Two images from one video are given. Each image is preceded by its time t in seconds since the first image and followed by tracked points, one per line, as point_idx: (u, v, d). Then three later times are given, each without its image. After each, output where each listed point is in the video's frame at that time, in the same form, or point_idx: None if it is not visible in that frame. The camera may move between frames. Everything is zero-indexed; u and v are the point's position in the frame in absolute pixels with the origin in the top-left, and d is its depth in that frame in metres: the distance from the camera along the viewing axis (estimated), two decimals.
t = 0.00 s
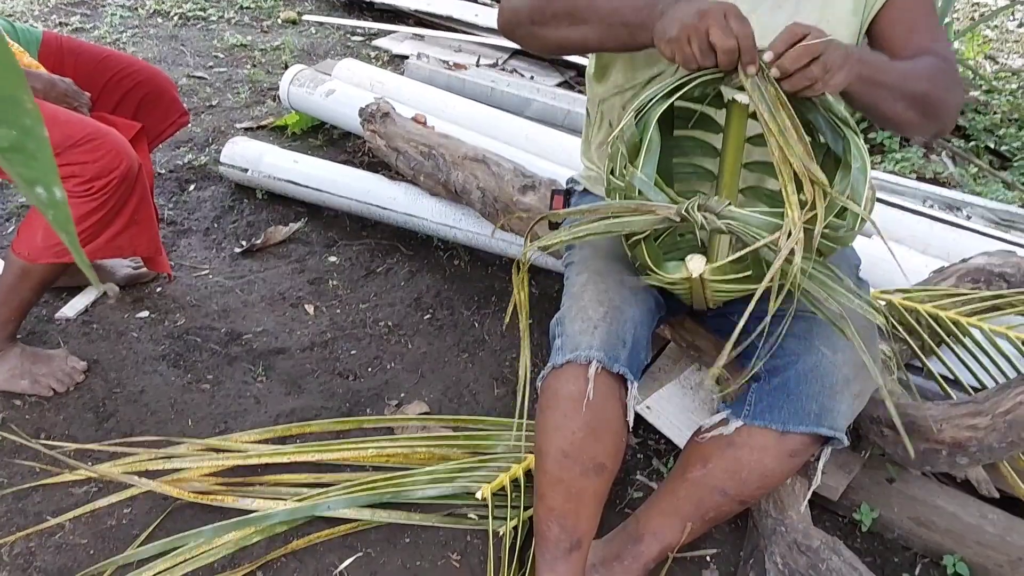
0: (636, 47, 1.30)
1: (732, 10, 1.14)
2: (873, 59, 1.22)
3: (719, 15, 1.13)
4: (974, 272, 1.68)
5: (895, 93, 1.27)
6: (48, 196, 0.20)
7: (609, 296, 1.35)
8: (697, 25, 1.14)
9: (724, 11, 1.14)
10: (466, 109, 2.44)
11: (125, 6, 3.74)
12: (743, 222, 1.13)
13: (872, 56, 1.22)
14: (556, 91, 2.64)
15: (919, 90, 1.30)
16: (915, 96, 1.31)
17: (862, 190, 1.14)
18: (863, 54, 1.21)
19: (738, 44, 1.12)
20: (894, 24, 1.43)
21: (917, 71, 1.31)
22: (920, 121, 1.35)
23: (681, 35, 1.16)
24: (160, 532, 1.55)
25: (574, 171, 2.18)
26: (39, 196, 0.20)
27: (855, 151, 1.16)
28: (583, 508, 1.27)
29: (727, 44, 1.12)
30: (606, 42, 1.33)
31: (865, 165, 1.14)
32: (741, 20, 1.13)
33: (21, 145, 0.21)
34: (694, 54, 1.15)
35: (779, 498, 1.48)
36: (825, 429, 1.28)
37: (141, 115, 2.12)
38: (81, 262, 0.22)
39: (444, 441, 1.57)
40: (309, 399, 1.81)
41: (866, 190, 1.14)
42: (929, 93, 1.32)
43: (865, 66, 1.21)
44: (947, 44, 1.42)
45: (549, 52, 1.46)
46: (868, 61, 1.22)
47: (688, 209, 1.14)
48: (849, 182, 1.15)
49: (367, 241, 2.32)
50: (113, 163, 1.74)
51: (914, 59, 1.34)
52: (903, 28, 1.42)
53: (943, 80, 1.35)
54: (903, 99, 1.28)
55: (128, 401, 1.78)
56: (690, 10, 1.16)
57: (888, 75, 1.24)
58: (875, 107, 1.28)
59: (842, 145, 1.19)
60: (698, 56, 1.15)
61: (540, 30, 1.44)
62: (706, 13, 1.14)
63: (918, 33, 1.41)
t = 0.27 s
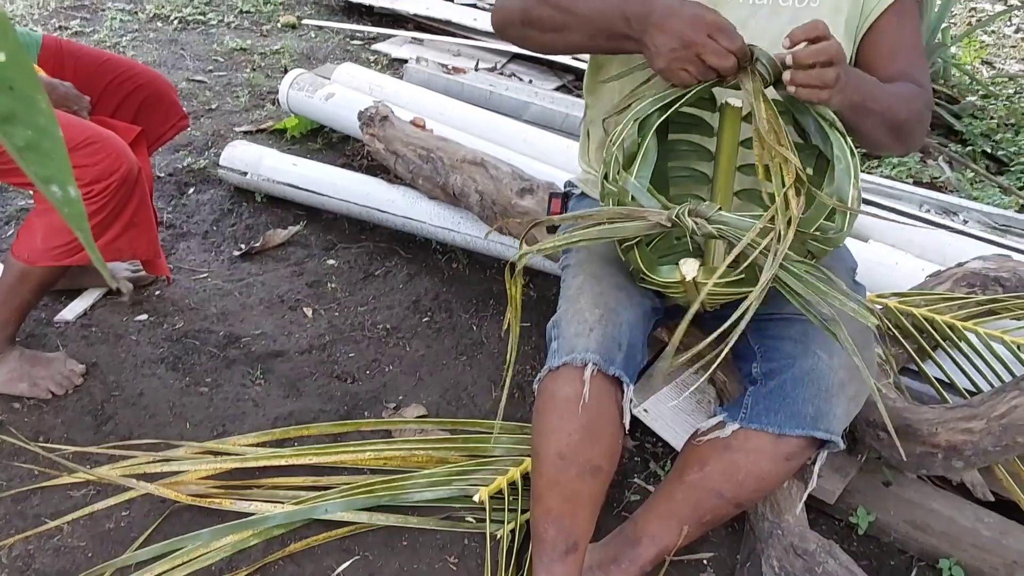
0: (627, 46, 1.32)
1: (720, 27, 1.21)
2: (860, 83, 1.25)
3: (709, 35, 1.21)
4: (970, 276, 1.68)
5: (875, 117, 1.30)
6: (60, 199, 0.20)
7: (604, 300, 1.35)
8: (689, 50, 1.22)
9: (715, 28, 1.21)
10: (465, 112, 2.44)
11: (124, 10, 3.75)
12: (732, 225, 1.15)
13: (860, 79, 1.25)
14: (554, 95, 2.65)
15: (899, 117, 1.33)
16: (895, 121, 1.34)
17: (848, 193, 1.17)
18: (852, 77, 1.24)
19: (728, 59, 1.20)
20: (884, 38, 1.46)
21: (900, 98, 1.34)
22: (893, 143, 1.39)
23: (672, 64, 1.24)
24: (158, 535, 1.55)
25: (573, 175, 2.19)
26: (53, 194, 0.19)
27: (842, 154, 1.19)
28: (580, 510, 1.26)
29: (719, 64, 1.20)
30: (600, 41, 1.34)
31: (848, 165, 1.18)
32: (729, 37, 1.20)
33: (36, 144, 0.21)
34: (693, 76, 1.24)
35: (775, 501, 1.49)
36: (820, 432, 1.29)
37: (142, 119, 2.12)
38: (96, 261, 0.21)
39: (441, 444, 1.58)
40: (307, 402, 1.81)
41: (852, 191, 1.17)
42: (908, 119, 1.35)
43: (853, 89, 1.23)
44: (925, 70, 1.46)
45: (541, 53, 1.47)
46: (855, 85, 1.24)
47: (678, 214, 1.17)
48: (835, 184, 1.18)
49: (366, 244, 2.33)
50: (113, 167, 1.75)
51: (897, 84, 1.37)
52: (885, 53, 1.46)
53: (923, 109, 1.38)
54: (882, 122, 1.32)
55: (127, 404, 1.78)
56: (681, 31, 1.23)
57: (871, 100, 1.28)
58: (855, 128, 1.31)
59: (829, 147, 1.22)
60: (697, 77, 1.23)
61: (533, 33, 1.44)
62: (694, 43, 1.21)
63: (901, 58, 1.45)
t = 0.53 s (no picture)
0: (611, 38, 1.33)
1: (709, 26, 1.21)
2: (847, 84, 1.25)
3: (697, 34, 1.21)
4: (966, 277, 1.68)
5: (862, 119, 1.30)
6: (31, 200, 0.23)
7: (600, 301, 1.35)
8: (677, 47, 1.22)
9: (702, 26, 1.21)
10: (461, 114, 2.44)
11: (121, 12, 3.75)
12: (729, 222, 1.15)
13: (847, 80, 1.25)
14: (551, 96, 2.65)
15: (887, 120, 1.33)
16: (883, 123, 1.33)
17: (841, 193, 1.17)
18: (840, 78, 1.24)
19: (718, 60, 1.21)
20: (880, 40, 1.45)
21: (888, 100, 1.34)
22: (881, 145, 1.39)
23: (659, 60, 1.24)
24: (153, 538, 1.55)
25: (569, 176, 2.19)
26: (25, 196, 0.23)
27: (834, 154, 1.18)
28: (576, 512, 1.25)
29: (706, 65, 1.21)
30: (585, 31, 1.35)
31: (841, 165, 1.17)
32: (716, 36, 1.21)
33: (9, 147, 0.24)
34: (679, 74, 1.24)
35: (771, 503, 1.49)
36: (817, 433, 1.28)
37: (138, 120, 2.11)
38: (67, 261, 0.25)
39: (436, 446, 1.57)
40: (303, 404, 1.81)
41: (846, 191, 1.17)
42: (896, 122, 1.35)
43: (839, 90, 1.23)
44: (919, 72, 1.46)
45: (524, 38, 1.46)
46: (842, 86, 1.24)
47: (677, 211, 1.16)
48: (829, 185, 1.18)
49: (362, 246, 2.32)
50: (108, 169, 1.75)
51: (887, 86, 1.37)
52: (879, 54, 1.45)
53: (912, 112, 1.38)
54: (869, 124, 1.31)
55: (122, 407, 1.78)
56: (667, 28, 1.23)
57: (859, 103, 1.27)
58: (841, 130, 1.31)
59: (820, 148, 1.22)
60: (683, 75, 1.24)
61: (518, 17, 1.43)
62: (682, 38, 1.21)
63: (896, 60, 1.44)
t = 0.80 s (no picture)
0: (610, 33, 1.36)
1: (698, 22, 1.22)
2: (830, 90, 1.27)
3: (685, 26, 1.22)
4: (957, 280, 1.69)
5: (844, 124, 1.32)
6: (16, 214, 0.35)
7: (591, 305, 1.36)
8: (663, 35, 1.23)
9: (690, 19, 1.22)
10: (457, 119, 2.45)
11: (119, 18, 3.77)
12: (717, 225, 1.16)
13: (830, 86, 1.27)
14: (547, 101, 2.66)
15: (871, 124, 1.35)
16: (867, 129, 1.35)
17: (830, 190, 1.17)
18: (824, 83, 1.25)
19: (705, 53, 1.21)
20: (871, 45, 1.46)
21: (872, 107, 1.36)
22: (866, 151, 1.40)
23: (646, 48, 1.25)
24: (147, 542, 1.56)
25: (564, 180, 2.20)
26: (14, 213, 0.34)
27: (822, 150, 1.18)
28: (568, 516, 1.26)
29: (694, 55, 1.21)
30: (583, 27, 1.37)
31: (829, 161, 1.16)
32: (705, 31, 1.22)
33: None
34: (662, 65, 1.25)
35: (763, 506, 1.49)
36: (807, 436, 1.29)
37: (135, 126, 2.13)
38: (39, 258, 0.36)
39: (431, 450, 1.58)
40: (297, 409, 1.82)
41: (833, 188, 1.17)
42: (881, 128, 1.37)
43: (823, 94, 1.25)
44: (908, 77, 1.47)
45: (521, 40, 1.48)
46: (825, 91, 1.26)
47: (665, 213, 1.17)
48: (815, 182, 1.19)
49: (358, 250, 2.33)
50: (103, 174, 1.77)
51: (874, 92, 1.38)
52: (868, 60, 1.47)
53: (899, 119, 1.39)
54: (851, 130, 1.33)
55: (118, 411, 1.79)
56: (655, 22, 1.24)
57: (841, 107, 1.29)
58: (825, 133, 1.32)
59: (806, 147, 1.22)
60: (665, 66, 1.24)
61: (513, 19, 1.45)
62: (669, 28, 1.22)
63: (887, 66, 1.46)
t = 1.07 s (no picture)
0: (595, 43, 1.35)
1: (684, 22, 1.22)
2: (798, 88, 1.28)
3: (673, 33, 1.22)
4: (955, 280, 1.68)
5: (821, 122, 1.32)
6: None
7: (584, 306, 1.34)
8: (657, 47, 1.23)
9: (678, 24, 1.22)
10: (450, 119, 2.44)
11: (109, 20, 3.74)
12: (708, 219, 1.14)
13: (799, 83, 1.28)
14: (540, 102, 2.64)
15: (855, 125, 1.34)
16: (850, 130, 1.34)
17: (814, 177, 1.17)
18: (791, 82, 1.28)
19: (691, 64, 1.23)
20: (865, 44, 1.45)
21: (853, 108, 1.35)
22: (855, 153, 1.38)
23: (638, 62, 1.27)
24: (135, 549, 1.53)
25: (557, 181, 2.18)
26: None
27: (804, 137, 1.18)
28: (561, 520, 1.24)
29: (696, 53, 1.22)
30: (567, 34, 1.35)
31: (813, 148, 1.17)
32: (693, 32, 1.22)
33: None
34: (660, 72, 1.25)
35: (760, 509, 1.46)
36: (803, 438, 1.27)
37: (122, 127, 2.10)
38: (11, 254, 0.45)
39: (424, 454, 1.56)
40: (288, 413, 1.80)
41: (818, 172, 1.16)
42: (865, 128, 1.35)
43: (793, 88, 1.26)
44: (900, 76, 1.45)
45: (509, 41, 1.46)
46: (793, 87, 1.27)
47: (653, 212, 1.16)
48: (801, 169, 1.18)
49: (350, 252, 2.31)
50: (90, 176, 1.74)
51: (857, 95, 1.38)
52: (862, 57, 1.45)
53: (886, 119, 1.37)
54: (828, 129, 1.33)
55: (105, 416, 1.76)
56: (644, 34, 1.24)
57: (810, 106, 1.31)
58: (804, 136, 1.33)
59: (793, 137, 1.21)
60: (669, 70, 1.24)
61: (500, 22, 1.43)
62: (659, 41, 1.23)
63: (879, 64, 1.44)
